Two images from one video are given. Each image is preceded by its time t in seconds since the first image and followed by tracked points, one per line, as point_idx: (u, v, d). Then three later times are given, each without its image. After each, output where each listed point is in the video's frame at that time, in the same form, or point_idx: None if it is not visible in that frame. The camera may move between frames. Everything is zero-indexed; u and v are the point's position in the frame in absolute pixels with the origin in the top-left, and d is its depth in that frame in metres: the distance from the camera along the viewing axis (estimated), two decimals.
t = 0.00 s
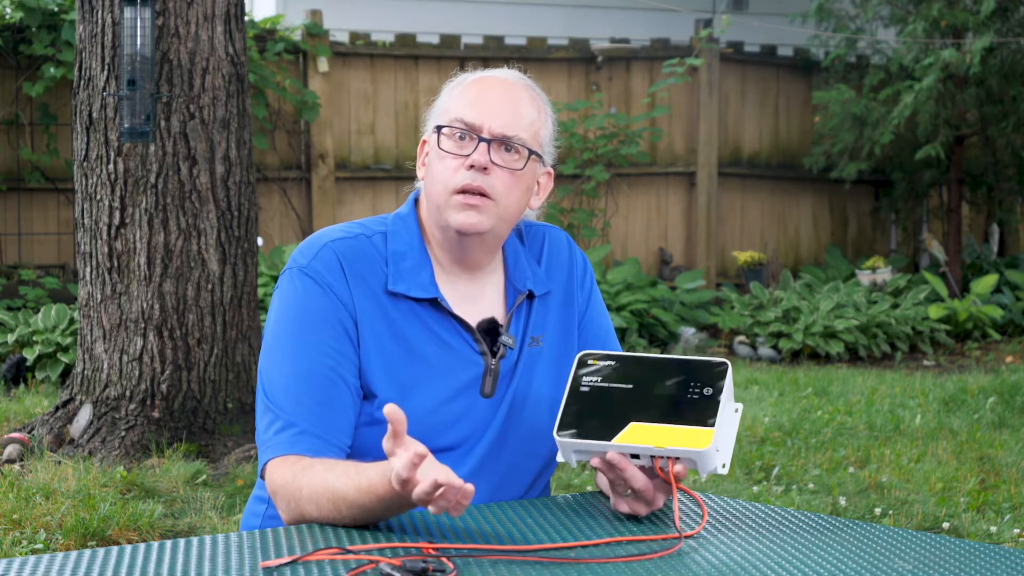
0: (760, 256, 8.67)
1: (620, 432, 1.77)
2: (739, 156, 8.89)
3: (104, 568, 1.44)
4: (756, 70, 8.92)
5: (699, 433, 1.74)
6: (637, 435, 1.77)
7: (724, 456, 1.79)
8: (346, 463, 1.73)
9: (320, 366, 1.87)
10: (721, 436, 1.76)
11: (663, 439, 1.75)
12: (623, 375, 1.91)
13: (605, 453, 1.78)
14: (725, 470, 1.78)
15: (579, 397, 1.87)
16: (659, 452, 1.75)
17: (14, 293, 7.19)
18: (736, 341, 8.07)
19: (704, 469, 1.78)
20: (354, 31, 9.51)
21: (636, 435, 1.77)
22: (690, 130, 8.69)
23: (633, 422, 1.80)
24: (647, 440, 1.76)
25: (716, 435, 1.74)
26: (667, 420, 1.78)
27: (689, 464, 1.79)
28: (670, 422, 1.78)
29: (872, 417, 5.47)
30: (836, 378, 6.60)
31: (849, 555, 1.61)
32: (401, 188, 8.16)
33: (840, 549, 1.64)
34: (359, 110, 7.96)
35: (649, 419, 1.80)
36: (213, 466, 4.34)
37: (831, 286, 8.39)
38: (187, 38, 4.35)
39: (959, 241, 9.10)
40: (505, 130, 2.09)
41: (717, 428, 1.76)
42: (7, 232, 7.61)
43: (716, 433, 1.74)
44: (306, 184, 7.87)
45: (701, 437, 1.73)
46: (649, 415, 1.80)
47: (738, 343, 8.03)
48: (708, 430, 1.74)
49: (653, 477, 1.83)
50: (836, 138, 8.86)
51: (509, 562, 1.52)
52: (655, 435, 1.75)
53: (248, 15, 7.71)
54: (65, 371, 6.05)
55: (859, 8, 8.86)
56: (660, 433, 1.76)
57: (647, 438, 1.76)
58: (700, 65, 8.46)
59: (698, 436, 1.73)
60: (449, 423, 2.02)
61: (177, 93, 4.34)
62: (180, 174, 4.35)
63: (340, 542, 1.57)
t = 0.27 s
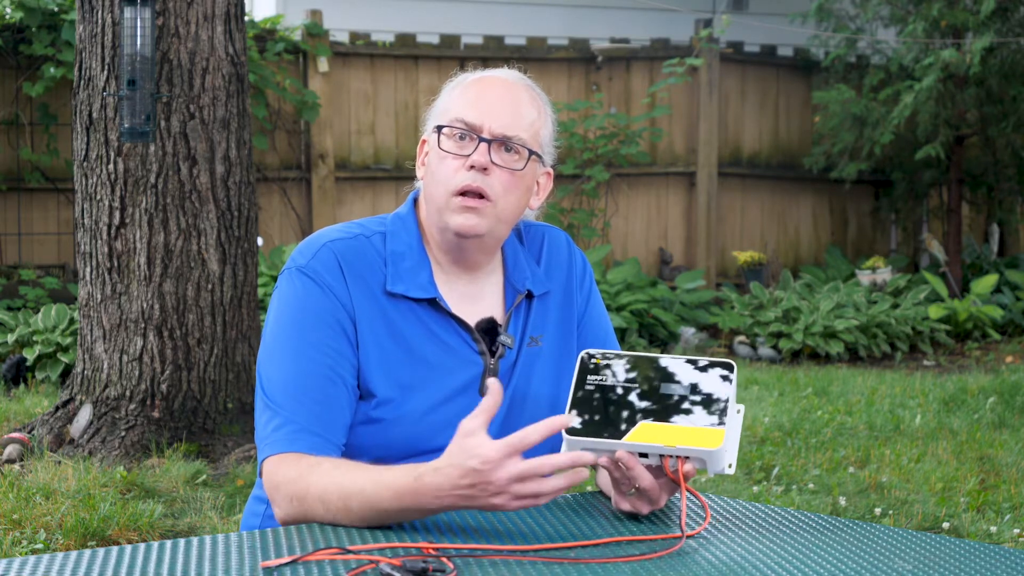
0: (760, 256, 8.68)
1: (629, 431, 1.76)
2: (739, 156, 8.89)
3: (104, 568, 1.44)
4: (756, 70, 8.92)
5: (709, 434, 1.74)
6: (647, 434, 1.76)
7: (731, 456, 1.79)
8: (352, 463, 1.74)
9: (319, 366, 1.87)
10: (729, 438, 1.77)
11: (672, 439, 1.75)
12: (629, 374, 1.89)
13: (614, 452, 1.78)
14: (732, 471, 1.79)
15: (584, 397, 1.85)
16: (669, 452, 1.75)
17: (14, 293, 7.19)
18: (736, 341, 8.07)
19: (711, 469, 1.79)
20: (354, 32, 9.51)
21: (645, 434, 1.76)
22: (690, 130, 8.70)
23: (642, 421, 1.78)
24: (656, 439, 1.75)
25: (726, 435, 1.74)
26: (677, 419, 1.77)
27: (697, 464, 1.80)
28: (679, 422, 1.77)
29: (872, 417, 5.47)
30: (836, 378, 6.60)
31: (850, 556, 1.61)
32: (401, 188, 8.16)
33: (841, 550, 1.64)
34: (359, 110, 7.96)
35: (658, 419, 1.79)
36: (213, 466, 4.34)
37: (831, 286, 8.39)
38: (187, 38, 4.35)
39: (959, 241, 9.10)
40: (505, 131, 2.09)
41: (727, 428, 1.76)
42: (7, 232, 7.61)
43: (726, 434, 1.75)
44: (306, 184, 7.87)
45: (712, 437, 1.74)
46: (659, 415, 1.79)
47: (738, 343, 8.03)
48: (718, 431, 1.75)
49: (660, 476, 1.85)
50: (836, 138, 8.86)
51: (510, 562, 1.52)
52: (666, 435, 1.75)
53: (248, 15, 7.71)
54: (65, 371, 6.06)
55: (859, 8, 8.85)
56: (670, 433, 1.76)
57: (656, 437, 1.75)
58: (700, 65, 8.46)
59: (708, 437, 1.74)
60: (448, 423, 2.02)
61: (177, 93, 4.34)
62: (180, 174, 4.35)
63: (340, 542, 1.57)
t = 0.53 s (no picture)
0: (760, 256, 8.68)
1: (632, 433, 1.78)
2: (739, 156, 8.89)
3: (104, 568, 1.44)
4: (756, 70, 8.92)
5: (713, 435, 1.75)
6: (648, 437, 1.78)
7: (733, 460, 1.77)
8: (348, 463, 1.73)
9: (320, 368, 1.87)
10: (732, 441, 1.76)
11: (676, 441, 1.77)
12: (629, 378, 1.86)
13: (616, 453, 1.79)
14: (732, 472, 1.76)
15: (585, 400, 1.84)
16: (672, 454, 1.77)
17: (14, 293, 7.19)
18: (736, 341, 8.07)
19: (712, 472, 1.78)
20: (354, 32, 9.52)
21: (648, 436, 1.78)
22: (690, 129, 8.70)
23: (643, 424, 1.80)
24: (659, 441, 1.77)
25: (729, 436, 1.76)
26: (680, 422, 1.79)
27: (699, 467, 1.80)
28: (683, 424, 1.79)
29: (872, 417, 5.47)
30: (836, 378, 6.60)
31: (849, 556, 1.61)
32: (401, 188, 8.16)
33: (841, 550, 1.64)
34: (360, 110, 7.96)
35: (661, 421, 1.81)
36: (213, 466, 4.34)
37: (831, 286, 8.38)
38: (187, 38, 4.35)
39: (959, 241, 9.10)
40: (514, 135, 2.09)
41: (730, 431, 1.77)
42: (7, 232, 7.61)
43: (729, 435, 1.76)
44: (306, 184, 7.88)
45: (715, 439, 1.75)
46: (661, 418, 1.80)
47: (738, 343, 8.03)
48: (721, 433, 1.76)
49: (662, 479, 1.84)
50: (836, 138, 8.85)
51: (510, 561, 1.52)
52: (669, 437, 1.77)
53: (248, 15, 7.71)
54: (65, 371, 6.06)
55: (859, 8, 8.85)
56: (672, 435, 1.78)
57: (659, 439, 1.77)
58: (700, 65, 8.46)
59: (712, 439, 1.75)
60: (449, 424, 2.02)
61: (177, 93, 4.34)
62: (180, 174, 4.35)
63: (340, 541, 1.57)
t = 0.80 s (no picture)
0: (760, 256, 8.68)
1: (630, 433, 1.79)
2: (739, 156, 8.89)
3: (104, 568, 1.44)
4: (756, 70, 8.92)
5: (710, 440, 1.74)
6: (647, 438, 1.78)
7: (730, 464, 1.74)
8: (343, 467, 1.73)
9: (321, 363, 1.87)
10: (731, 446, 1.74)
11: (674, 444, 1.76)
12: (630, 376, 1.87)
13: (613, 453, 1.80)
14: (729, 477, 1.72)
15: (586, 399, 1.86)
16: (669, 457, 1.77)
17: (14, 293, 7.19)
18: (736, 341, 8.07)
19: (710, 476, 1.77)
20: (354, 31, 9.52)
21: (646, 437, 1.78)
22: (690, 130, 8.70)
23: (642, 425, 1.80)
24: (657, 443, 1.77)
25: (726, 443, 1.73)
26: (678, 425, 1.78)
27: (697, 470, 1.79)
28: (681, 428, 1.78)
29: (872, 417, 5.47)
30: (836, 378, 6.60)
31: (849, 556, 1.61)
32: (401, 188, 8.16)
33: (841, 550, 1.64)
34: (360, 110, 7.96)
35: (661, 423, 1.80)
36: (213, 466, 4.34)
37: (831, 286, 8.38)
38: (187, 38, 4.35)
39: (959, 241, 9.10)
40: (518, 136, 2.09)
41: (729, 436, 1.75)
42: (7, 232, 7.61)
43: (727, 441, 1.74)
44: (306, 184, 7.87)
45: (712, 444, 1.73)
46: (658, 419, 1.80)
47: (738, 343, 8.03)
48: (719, 439, 1.74)
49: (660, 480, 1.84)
50: (836, 138, 8.85)
51: (510, 562, 1.52)
52: (666, 439, 1.76)
53: (248, 15, 7.71)
54: (65, 371, 6.06)
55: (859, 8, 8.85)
56: (671, 437, 1.77)
57: (656, 441, 1.77)
58: (700, 65, 8.46)
59: (709, 444, 1.73)
60: (450, 422, 2.02)
61: (177, 93, 4.34)
62: (180, 174, 4.35)
63: (340, 541, 1.57)
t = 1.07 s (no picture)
0: (760, 256, 8.68)
1: (629, 439, 1.78)
2: (739, 156, 8.89)
3: (103, 568, 1.44)
4: (756, 70, 8.92)
5: (711, 444, 1.75)
6: (646, 445, 1.77)
7: (730, 464, 1.76)
8: (342, 466, 1.73)
9: (320, 364, 1.87)
10: (730, 447, 1.76)
11: (674, 449, 1.75)
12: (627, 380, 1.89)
13: (613, 461, 1.79)
14: (730, 479, 1.74)
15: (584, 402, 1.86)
16: (670, 462, 1.75)
17: (14, 293, 7.19)
18: (736, 341, 8.07)
19: (711, 479, 1.78)
20: (355, 31, 9.52)
21: (645, 443, 1.77)
22: (690, 130, 8.70)
23: (640, 431, 1.80)
24: (657, 448, 1.76)
25: (727, 445, 1.74)
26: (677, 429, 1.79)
27: (697, 473, 1.80)
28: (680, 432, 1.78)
29: (872, 417, 5.46)
30: (836, 378, 6.60)
31: (850, 556, 1.61)
32: (401, 188, 8.15)
33: (841, 550, 1.64)
34: (359, 110, 7.96)
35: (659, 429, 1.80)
36: (213, 466, 4.34)
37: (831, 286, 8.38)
38: (187, 38, 4.35)
39: (959, 241, 9.10)
40: (508, 132, 2.09)
41: (728, 438, 1.77)
42: (7, 232, 7.61)
43: (727, 443, 1.76)
44: (306, 184, 7.87)
45: (714, 448, 1.74)
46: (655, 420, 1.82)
47: (738, 343, 8.03)
48: (718, 440, 1.76)
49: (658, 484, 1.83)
50: (835, 138, 8.85)
51: (511, 562, 1.52)
52: (666, 444, 1.75)
53: (248, 15, 7.71)
54: (65, 371, 6.05)
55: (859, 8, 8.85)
56: (671, 443, 1.77)
57: (655, 446, 1.76)
58: (700, 65, 8.46)
59: (711, 447, 1.74)
60: (448, 421, 2.02)
61: (177, 93, 4.34)
62: (180, 174, 4.35)
63: (340, 541, 1.57)
